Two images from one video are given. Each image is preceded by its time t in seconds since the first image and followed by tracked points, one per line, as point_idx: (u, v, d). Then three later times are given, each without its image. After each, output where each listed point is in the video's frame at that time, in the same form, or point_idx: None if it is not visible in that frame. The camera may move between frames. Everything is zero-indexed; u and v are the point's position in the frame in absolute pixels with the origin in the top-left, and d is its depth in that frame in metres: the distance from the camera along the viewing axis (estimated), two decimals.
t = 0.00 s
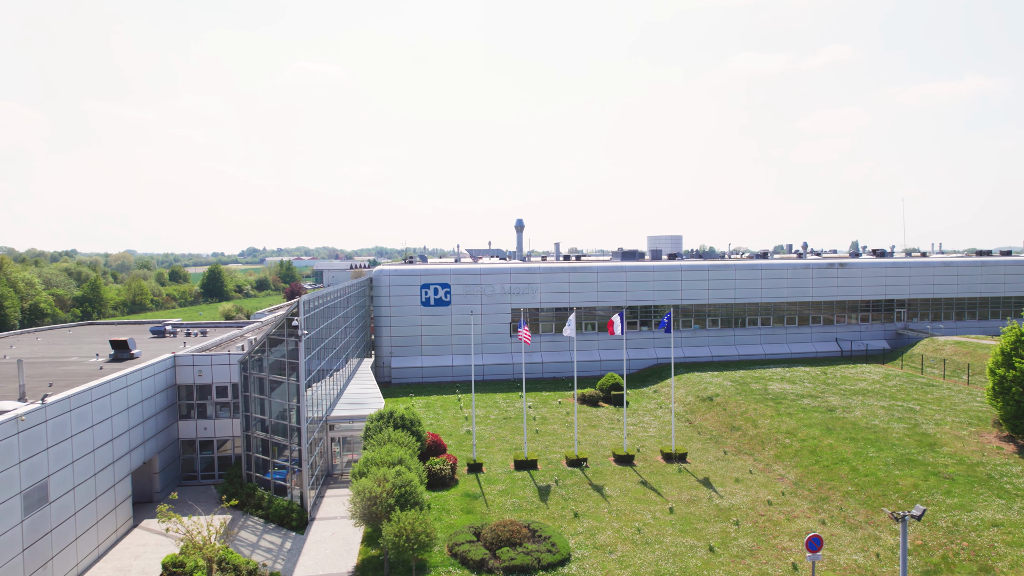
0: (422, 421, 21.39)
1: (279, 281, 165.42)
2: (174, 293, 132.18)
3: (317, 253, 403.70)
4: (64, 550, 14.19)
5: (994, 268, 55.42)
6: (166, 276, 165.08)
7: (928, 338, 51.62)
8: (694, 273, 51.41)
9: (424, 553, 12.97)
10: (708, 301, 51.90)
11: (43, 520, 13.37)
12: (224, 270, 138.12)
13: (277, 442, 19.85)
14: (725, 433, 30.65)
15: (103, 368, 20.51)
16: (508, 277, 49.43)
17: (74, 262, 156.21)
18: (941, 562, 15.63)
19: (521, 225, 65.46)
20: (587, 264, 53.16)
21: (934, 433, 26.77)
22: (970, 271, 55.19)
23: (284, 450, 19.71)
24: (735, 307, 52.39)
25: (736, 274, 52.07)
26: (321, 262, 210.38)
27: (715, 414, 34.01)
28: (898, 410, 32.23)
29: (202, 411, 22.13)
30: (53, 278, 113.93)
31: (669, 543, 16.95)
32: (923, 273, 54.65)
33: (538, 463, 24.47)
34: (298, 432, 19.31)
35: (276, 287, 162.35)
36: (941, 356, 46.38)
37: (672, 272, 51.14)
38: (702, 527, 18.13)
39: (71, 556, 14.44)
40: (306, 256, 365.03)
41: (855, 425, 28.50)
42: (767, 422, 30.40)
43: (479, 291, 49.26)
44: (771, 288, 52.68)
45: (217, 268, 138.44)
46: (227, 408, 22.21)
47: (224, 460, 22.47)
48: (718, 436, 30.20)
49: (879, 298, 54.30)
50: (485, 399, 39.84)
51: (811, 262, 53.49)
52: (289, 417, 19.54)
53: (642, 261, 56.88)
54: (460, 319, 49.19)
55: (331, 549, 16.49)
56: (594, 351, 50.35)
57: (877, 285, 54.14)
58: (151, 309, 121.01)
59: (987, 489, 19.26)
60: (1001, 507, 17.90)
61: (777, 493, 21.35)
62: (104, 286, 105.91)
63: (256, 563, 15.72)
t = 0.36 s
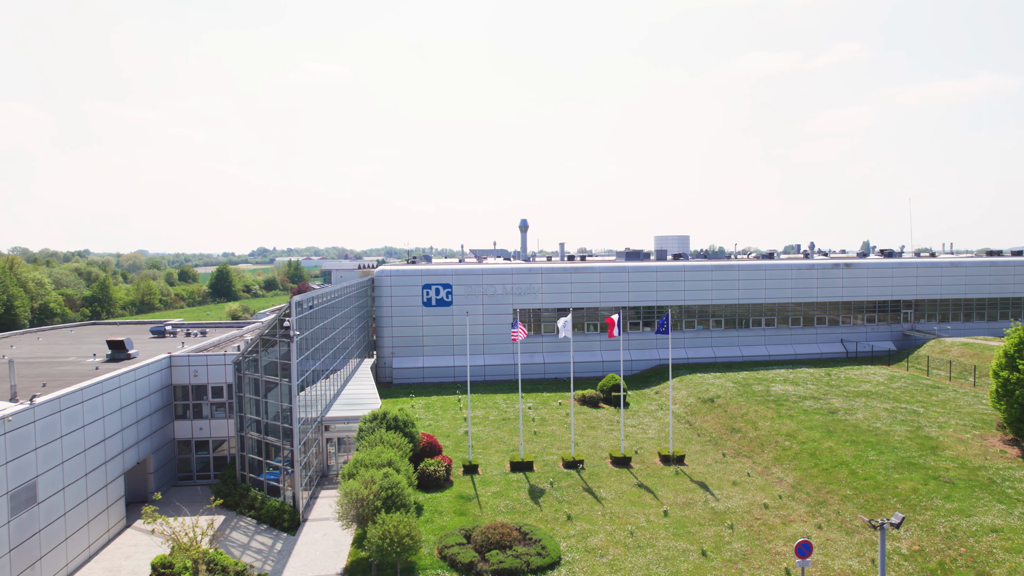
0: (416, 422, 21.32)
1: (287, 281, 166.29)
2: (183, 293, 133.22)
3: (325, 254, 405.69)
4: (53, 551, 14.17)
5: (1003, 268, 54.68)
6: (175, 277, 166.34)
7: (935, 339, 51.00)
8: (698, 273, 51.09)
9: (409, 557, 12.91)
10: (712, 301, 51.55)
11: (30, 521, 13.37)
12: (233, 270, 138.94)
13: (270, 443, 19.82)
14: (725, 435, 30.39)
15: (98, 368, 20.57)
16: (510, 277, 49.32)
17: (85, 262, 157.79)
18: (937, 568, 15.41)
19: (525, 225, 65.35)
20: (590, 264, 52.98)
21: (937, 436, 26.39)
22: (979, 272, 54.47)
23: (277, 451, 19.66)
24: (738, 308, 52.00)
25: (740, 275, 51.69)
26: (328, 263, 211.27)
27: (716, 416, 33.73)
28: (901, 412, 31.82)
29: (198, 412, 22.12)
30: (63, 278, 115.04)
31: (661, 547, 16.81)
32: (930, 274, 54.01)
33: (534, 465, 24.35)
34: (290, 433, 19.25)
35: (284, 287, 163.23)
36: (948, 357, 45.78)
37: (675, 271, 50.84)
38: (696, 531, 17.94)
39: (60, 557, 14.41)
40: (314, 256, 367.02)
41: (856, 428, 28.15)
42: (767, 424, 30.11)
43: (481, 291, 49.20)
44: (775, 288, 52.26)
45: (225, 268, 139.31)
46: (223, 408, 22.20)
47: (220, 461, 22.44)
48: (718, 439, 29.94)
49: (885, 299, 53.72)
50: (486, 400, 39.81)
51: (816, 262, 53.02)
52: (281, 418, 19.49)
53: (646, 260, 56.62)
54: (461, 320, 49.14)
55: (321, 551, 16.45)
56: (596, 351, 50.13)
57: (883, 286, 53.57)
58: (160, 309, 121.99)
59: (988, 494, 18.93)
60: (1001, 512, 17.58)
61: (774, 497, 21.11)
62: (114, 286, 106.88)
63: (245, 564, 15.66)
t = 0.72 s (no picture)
0: (410, 422, 21.22)
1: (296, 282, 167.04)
2: (191, 293, 134.12)
3: (333, 254, 407.87)
4: (42, 551, 14.18)
5: (1012, 269, 53.88)
6: (185, 276, 167.36)
7: (943, 341, 50.34)
8: (702, 274, 50.75)
9: (394, 560, 12.85)
10: (716, 302, 51.16)
11: (19, 521, 13.39)
12: (241, 270, 139.49)
13: (264, 444, 19.80)
14: (726, 437, 30.12)
15: (95, 368, 20.63)
16: (512, 278, 49.21)
17: (95, 262, 159.19)
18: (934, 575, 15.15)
19: (529, 226, 65.21)
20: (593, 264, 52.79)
21: (940, 439, 26.01)
22: (988, 272, 53.71)
23: (270, 452, 19.63)
24: (743, 309, 51.57)
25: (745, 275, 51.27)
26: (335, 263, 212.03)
27: (717, 418, 33.44)
28: (905, 415, 31.40)
29: (194, 412, 22.15)
30: (73, 277, 116.03)
31: (654, 551, 16.65)
32: (937, 274, 53.33)
33: (530, 467, 24.22)
34: (283, 434, 19.19)
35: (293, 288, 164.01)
36: (955, 359, 45.17)
37: (678, 272, 50.51)
38: (690, 535, 17.75)
39: (50, 557, 14.43)
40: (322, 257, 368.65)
41: (858, 431, 27.78)
42: (768, 427, 29.80)
43: (483, 292, 49.10)
44: (780, 289, 51.79)
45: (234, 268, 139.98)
46: (219, 408, 22.22)
47: (216, 461, 22.46)
48: (718, 441, 29.68)
49: (892, 300, 53.11)
50: (487, 401, 39.74)
51: (821, 262, 52.50)
52: (274, 419, 19.43)
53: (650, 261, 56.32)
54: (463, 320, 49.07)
55: (311, 553, 16.41)
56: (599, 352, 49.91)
57: (890, 287, 52.97)
58: (168, 308, 122.82)
59: (989, 499, 18.59)
60: (1002, 518, 17.26)
61: (772, 501, 20.86)
62: (123, 286, 107.62)
63: (235, 565, 15.62)
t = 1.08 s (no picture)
0: (405, 423, 21.15)
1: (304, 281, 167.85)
2: (201, 293, 135.13)
3: (342, 254, 409.56)
4: (34, 551, 14.21)
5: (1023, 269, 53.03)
6: (195, 276, 168.66)
7: (951, 342, 49.65)
8: (706, 274, 50.39)
9: (381, 563, 12.80)
10: (720, 302, 50.78)
11: (9, 521, 13.42)
12: (250, 270, 140.22)
13: (259, 444, 19.82)
14: (727, 439, 29.84)
15: (93, 368, 20.72)
16: (515, 278, 49.10)
17: (107, 262, 160.77)
18: None
19: (534, 225, 65.05)
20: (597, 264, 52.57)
21: (944, 442, 25.60)
22: (998, 272, 52.91)
23: (265, 452, 19.64)
24: (748, 309, 51.13)
25: (750, 275, 50.84)
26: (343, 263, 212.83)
27: (719, 420, 33.15)
28: (910, 417, 30.96)
29: (191, 412, 22.23)
30: (84, 277, 117.20)
31: (648, 554, 16.51)
32: (946, 274, 52.62)
33: (528, 468, 24.10)
34: (277, 435, 19.18)
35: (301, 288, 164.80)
36: (963, 361, 44.55)
37: (683, 272, 50.17)
38: (685, 538, 17.57)
39: (42, 557, 14.47)
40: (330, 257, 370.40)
41: (861, 433, 27.42)
42: (770, 429, 29.48)
43: (486, 292, 49.01)
44: (786, 289, 51.30)
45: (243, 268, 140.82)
46: (216, 408, 22.28)
47: (213, 461, 22.54)
48: (719, 443, 29.40)
49: (899, 301, 52.46)
50: (488, 401, 39.66)
51: (827, 263, 51.96)
52: (269, 419, 19.44)
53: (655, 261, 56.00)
54: (466, 320, 49.01)
55: (303, 554, 16.38)
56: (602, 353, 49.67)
57: (897, 287, 52.34)
58: (178, 307, 123.72)
59: (991, 504, 18.25)
60: (1004, 524, 16.95)
61: (770, 504, 20.62)
62: (132, 286, 108.52)
63: (226, 566, 15.62)
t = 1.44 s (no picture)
0: (400, 424, 21.07)
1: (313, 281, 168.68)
2: (210, 292, 136.19)
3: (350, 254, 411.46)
4: (27, 550, 14.29)
5: None
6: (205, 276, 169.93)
7: (960, 343, 48.98)
8: (711, 274, 50.03)
9: (368, 565, 12.78)
10: (725, 303, 50.38)
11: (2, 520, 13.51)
12: (259, 270, 141.09)
13: (254, 444, 19.85)
14: (728, 441, 29.56)
15: (92, 368, 20.85)
16: (519, 278, 48.98)
17: (118, 262, 162.39)
18: None
19: (539, 225, 64.89)
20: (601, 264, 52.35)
21: (949, 445, 25.20)
22: (1009, 273, 52.12)
23: (260, 452, 19.68)
24: (753, 309, 50.70)
25: (756, 276, 50.41)
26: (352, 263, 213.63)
27: (721, 422, 32.87)
28: (916, 419, 30.53)
29: (189, 412, 22.32)
30: (95, 277, 118.36)
31: (641, 558, 16.37)
32: (956, 275, 51.87)
33: (526, 470, 23.98)
34: (272, 435, 19.19)
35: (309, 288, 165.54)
36: (972, 363, 43.90)
37: (687, 272, 49.84)
38: (680, 542, 17.40)
39: (35, 556, 14.54)
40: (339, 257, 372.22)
41: (864, 436, 27.07)
42: (772, 431, 29.16)
43: (489, 292, 48.91)
44: (792, 290, 50.79)
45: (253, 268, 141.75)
46: (214, 408, 22.35)
47: (211, 461, 22.62)
48: (720, 445, 29.13)
49: (908, 301, 51.82)
50: (489, 402, 39.60)
51: (834, 263, 51.41)
52: (264, 419, 19.48)
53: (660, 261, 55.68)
54: (469, 321, 48.96)
55: (296, 555, 16.38)
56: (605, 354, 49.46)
57: (905, 287, 51.69)
58: (187, 307, 124.69)
59: (994, 510, 17.90)
60: (1006, 530, 16.64)
61: (769, 508, 20.38)
62: (143, 286, 109.46)
63: (218, 566, 15.64)
